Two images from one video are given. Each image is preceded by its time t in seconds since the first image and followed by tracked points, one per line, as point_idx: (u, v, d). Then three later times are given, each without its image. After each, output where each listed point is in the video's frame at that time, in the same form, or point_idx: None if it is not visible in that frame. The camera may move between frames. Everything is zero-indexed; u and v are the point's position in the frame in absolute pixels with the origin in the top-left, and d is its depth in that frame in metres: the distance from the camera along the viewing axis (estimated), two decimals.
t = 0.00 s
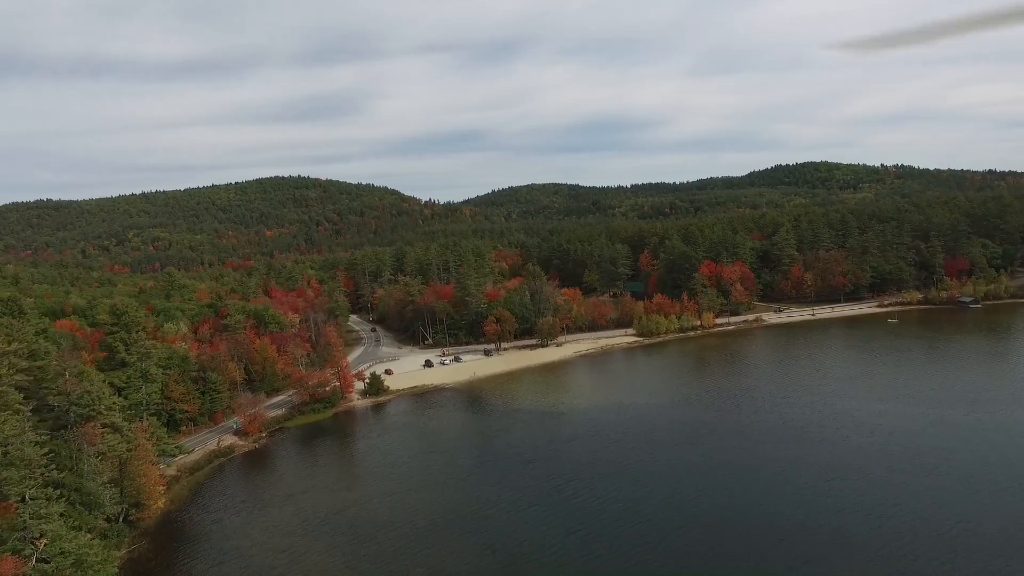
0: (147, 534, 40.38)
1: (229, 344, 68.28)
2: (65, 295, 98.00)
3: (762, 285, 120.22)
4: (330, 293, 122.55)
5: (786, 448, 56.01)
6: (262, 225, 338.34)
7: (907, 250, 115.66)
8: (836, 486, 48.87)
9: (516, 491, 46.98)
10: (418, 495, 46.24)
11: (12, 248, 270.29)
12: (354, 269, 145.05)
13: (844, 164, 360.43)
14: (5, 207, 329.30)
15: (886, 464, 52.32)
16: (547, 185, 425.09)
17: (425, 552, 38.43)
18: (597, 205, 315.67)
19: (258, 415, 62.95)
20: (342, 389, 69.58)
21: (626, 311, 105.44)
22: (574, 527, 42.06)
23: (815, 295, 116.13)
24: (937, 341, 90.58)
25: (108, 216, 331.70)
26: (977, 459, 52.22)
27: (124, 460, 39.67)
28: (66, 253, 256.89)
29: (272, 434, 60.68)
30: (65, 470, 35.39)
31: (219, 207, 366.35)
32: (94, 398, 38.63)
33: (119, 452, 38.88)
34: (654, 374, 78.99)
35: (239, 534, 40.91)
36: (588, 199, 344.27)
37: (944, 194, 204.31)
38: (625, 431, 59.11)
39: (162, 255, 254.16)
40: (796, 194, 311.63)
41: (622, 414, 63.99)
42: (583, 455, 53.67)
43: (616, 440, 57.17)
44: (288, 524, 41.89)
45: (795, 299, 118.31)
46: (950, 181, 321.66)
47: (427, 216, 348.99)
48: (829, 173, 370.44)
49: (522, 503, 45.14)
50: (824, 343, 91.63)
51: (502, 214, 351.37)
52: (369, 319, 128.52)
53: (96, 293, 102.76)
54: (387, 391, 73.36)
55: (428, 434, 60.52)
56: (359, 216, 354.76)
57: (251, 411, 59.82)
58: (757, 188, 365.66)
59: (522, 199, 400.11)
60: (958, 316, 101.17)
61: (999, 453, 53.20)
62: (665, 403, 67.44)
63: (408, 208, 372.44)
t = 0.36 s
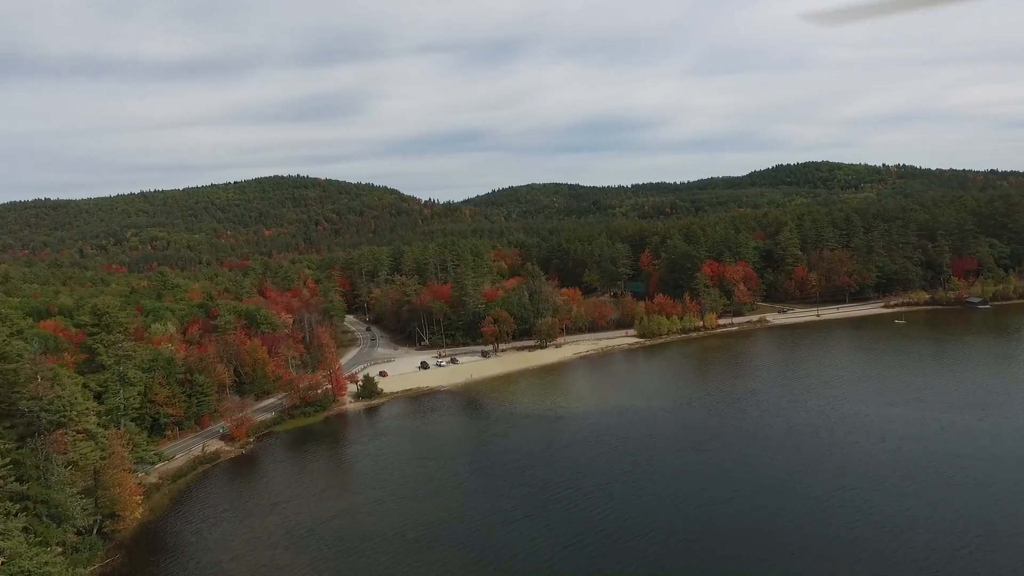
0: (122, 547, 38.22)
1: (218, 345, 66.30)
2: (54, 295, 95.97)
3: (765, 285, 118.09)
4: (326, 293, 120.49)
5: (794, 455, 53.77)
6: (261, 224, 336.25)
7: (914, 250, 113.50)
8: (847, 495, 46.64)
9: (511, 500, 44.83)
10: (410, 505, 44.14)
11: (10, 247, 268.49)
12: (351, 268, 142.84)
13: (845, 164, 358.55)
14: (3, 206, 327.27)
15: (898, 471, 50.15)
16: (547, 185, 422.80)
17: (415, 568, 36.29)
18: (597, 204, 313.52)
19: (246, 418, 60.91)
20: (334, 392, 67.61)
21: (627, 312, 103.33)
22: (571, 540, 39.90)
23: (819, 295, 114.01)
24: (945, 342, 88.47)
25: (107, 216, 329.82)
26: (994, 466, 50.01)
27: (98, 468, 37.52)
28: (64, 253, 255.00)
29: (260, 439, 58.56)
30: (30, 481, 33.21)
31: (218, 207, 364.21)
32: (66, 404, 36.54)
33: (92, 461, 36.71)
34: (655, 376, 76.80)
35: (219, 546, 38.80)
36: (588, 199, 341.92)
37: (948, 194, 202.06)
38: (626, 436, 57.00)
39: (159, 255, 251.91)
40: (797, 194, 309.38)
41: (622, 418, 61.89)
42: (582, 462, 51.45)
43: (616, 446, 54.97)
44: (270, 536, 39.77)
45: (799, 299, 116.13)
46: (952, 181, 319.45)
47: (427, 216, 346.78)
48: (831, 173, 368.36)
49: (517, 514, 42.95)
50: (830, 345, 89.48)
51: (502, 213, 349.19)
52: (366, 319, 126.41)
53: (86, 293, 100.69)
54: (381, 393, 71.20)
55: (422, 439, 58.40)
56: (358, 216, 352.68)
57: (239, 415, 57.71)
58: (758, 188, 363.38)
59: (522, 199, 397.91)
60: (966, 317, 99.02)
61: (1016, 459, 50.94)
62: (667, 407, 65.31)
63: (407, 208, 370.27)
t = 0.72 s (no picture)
0: (95, 560, 36.14)
1: (205, 347, 64.25)
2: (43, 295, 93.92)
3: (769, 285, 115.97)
4: (321, 293, 118.41)
5: (801, 461, 51.57)
6: (260, 224, 334.16)
7: (920, 249, 111.38)
8: (860, 505, 44.38)
9: (506, 511, 42.78)
10: (399, 516, 42.08)
11: (7, 247, 266.56)
12: (348, 268, 140.75)
13: (846, 164, 356.47)
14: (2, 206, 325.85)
15: (912, 479, 47.91)
16: (547, 185, 420.45)
17: None
18: (598, 204, 311.23)
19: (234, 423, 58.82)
20: (325, 395, 65.58)
21: (628, 312, 101.26)
22: (568, 553, 37.82)
23: (824, 295, 111.86)
24: (954, 343, 86.31)
25: (105, 215, 327.94)
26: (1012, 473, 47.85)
27: (68, 478, 35.47)
28: (61, 252, 252.97)
29: (248, 444, 56.51)
30: None
31: (217, 207, 362.10)
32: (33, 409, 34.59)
33: (59, 471, 35.45)
34: (657, 379, 74.72)
35: (195, 561, 36.76)
36: (589, 199, 339.53)
37: (953, 194, 199.77)
38: (626, 442, 54.93)
39: (156, 254, 249.72)
40: (800, 194, 306.97)
41: (622, 422, 59.79)
42: (580, 470, 49.33)
43: (615, 452, 52.82)
44: (252, 550, 37.75)
45: (803, 299, 113.99)
46: (955, 181, 317.07)
47: (426, 216, 344.67)
48: (833, 173, 366.10)
49: (512, 526, 40.87)
50: (836, 346, 87.35)
51: (503, 213, 347.10)
52: (362, 319, 124.22)
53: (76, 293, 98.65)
54: (375, 396, 69.13)
55: (415, 444, 56.31)
56: (357, 216, 350.50)
57: (226, 419, 55.66)
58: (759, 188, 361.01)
59: (522, 199, 395.73)
60: (975, 318, 96.93)
61: None
62: (668, 411, 63.23)
63: (407, 208, 368.07)
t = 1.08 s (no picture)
0: None
1: (192, 348, 62.10)
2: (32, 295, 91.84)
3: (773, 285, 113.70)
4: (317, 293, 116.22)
5: (811, 470, 49.09)
6: (259, 224, 332.07)
7: (928, 248, 109.04)
8: (874, 517, 42.11)
9: (500, 524, 40.58)
10: (387, 529, 39.91)
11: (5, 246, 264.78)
12: (345, 267, 138.62)
13: (849, 164, 353.84)
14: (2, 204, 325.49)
15: (929, 489, 45.37)
16: (548, 184, 417.94)
17: None
18: (599, 204, 308.80)
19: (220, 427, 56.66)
20: (317, 398, 63.36)
21: (630, 313, 99.05)
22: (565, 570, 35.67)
23: (830, 295, 109.58)
24: (965, 344, 83.82)
25: (104, 214, 326.13)
26: None
27: (34, 490, 33.02)
28: (58, 252, 251.07)
29: (234, 449, 54.34)
30: None
31: (216, 206, 360.06)
32: None
33: (24, 481, 33.12)
34: (659, 382, 72.48)
35: None
36: (590, 199, 337.01)
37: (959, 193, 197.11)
38: (627, 449, 52.68)
39: (154, 254, 247.57)
40: (803, 193, 304.17)
41: (623, 427, 57.55)
42: (579, 478, 47.12)
43: (616, 459, 50.58)
44: (229, 566, 35.65)
45: (809, 299, 111.69)
46: (960, 180, 314.10)
47: (426, 216, 342.37)
48: (836, 172, 363.24)
49: (506, 541, 38.67)
50: (843, 348, 85.06)
51: (504, 212, 345.45)
52: (359, 319, 122.07)
53: (66, 292, 96.56)
54: (368, 400, 66.91)
55: (407, 449, 54.09)
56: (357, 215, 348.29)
57: (210, 424, 53.47)
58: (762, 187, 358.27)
59: (523, 199, 393.30)
60: (985, 318, 94.57)
61: None
62: (671, 415, 61.00)
63: (407, 208, 365.78)
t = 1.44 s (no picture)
0: None
1: (178, 349, 60.08)
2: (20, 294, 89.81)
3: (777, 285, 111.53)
4: (313, 292, 114.14)
5: (822, 478, 46.86)
6: (259, 223, 330.16)
7: (936, 247, 106.81)
8: (888, 527, 40.00)
9: (495, 536, 38.53)
10: (374, 541, 37.87)
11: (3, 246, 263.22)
12: (342, 267, 136.56)
13: (852, 164, 351.74)
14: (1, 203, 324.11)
15: (947, 499, 43.08)
16: (549, 184, 415.71)
17: None
18: (600, 204, 306.38)
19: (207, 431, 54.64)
20: (308, 401, 61.34)
21: (631, 313, 96.95)
22: None
23: (835, 295, 107.33)
24: (977, 346, 81.58)
25: (104, 214, 324.45)
26: None
27: None
28: (56, 251, 249.27)
29: (220, 455, 52.32)
30: None
31: (216, 206, 358.54)
32: None
33: None
34: (661, 384, 70.39)
35: None
36: (592, 198, 334.57)
37: (965, 192, 194.49)
38: (627, 455, 50.67)
39: (153, 253, 245.61)
40: (806, 193, 301.60)
41: (624, 432, 55.44)
42: (578, 486, 45.02)
43: (616, 466, 48.51)
44: None
45: (814, 299, 109.41)
46: (964, 180, 311.59)
47: (426, 215, 340.32)
48: (838, 172, 360.80)
49: (500, 554, 36.56)
50: (850, 349, 82.98)
51: (505, 212, 343.30)
52: (355, 319, 119.96)
53: (55, 291, 94.45)
54: (361, 402, 64.85)
55: (399, 454, 52.04)
56: (357, 215, 346.48)
57: (195, 428, 51.46)
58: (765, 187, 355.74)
59: (524, 199, 391.10)
60: (996, 319, 92.31)
61: None
62: (673, 419, 58.90)
63: (407, 207, 363.62)
